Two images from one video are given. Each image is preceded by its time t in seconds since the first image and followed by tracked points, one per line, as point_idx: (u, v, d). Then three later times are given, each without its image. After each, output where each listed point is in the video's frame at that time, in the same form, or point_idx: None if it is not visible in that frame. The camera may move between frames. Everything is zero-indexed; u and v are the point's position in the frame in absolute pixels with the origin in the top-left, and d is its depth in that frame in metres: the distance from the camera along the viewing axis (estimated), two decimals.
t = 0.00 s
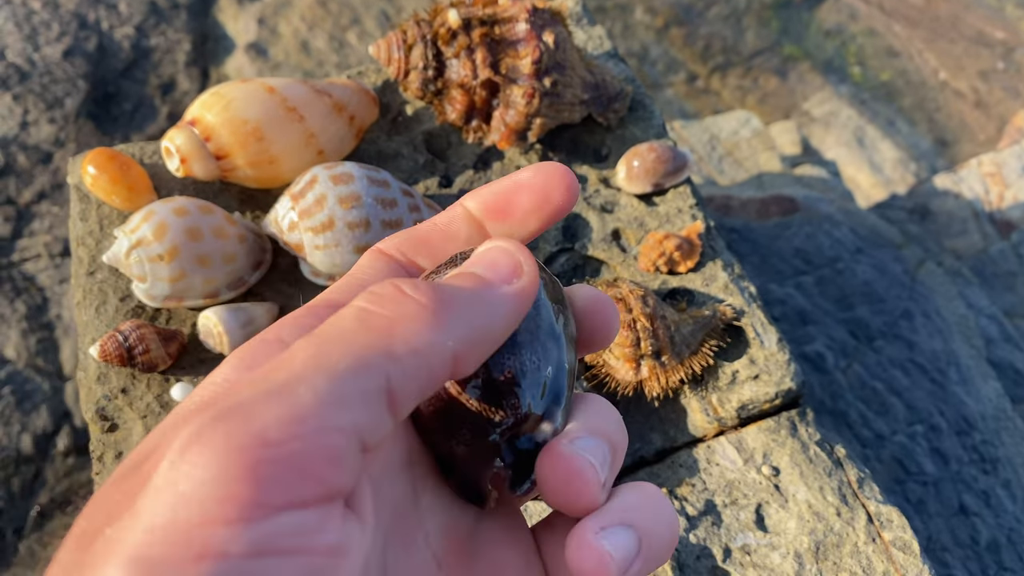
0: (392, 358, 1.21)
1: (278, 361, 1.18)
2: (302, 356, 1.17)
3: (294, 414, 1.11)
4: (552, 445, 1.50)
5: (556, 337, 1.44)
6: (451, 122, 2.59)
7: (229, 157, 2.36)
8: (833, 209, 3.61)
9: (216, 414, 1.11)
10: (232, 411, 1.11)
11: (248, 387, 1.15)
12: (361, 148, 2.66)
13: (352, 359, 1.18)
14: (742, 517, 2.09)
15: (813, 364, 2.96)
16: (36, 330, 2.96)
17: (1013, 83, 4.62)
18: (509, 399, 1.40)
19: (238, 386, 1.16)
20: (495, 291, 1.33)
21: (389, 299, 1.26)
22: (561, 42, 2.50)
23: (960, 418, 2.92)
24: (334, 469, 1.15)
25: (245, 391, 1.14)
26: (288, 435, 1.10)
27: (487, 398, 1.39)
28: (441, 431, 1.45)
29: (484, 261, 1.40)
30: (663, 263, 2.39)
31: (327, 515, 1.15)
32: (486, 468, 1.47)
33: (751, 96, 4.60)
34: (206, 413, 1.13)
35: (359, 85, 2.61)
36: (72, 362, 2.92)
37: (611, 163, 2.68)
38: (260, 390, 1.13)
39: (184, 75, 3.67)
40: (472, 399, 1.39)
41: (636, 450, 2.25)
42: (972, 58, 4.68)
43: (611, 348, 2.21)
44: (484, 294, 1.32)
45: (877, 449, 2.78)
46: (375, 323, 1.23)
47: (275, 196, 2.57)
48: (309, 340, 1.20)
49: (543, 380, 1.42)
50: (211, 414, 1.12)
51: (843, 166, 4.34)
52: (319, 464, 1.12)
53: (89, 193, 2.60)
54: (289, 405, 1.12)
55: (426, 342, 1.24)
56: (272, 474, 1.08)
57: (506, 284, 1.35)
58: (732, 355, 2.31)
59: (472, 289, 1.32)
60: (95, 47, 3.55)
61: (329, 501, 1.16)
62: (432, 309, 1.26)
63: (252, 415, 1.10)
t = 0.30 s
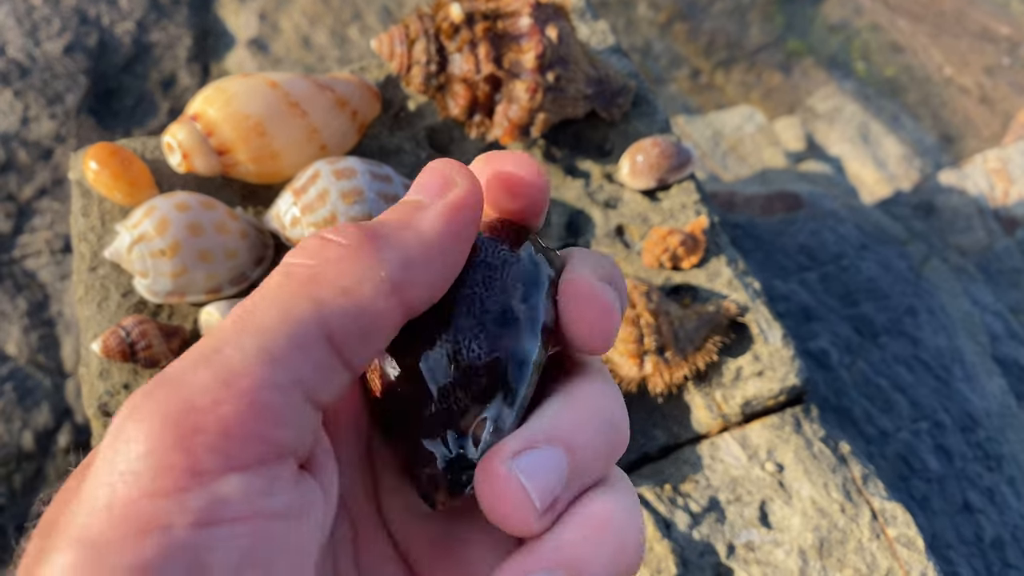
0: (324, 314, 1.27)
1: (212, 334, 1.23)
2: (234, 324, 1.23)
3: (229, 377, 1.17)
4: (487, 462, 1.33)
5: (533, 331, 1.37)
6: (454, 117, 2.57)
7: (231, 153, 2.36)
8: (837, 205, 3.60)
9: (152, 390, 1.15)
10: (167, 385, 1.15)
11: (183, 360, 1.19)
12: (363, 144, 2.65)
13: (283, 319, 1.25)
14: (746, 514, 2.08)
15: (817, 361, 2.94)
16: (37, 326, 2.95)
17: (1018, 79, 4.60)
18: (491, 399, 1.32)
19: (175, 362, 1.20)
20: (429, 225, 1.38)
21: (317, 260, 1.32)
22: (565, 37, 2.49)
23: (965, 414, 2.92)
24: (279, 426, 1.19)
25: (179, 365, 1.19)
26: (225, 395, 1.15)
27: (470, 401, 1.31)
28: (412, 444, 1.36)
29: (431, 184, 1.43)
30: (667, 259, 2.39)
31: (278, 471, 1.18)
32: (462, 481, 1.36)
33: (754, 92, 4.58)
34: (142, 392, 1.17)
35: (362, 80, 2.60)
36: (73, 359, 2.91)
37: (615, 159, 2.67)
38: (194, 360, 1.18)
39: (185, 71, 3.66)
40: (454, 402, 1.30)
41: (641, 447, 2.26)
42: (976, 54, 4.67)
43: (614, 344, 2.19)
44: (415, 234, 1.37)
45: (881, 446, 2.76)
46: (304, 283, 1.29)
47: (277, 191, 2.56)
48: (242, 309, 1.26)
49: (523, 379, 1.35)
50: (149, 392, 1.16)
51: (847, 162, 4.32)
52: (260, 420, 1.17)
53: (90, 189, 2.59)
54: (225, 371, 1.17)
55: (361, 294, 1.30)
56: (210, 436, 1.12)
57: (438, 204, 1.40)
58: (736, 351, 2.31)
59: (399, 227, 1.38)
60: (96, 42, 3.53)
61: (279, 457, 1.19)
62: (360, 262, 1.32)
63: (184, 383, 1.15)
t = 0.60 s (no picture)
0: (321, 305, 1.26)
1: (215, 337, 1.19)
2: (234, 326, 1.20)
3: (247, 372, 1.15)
4: (428, 490, 1.28)
5: (494, 336, 1.37)
6: (457, 116, 2.57)
7: (234, 151, 2.36)
8: (839, 203, 3.60)
9: (170, 399, 1.12)
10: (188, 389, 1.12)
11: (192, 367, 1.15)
12: (366, 143, 2.65)
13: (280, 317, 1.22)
14: (749, 512, 2.08)
15: (819, 360, 2.94)
16: (40, 324, 2.96)
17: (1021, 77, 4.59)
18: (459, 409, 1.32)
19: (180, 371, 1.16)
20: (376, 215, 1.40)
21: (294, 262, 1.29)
22: (567, 35, 2.49)
23: (967, 413, 2.92)
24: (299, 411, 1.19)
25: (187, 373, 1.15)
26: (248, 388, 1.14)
27: (438, 417, 1.30)
28: (386, 454, 1.34)
29: (358, 183, 1.44)
30: (670, 257, 2.39)
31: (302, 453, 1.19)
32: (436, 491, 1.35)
33: (757, 90, 4.57)
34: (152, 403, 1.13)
35: (364, 79, 2.61)
36: (75, 357, 2.91)
37: (617, 157, 2.67)
38: (206, 364, 1.15)
39: (187, 69, 3.67)
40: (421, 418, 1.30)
41: (642, 445, 2.27)
42: (979, 52, 4.66)
43: (617, 343, 2.19)
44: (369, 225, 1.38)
45: (883, 444, 2.76)
46: (293, 279, 1.27)
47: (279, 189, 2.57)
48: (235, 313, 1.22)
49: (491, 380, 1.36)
50: (161, 402, 1.11)
51: (850, 160, 4.30)
52: (282, 404, 1.17)
53: (93, 187, 2.59)
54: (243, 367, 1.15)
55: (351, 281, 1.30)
56: (242, 424, 1.11)
57: (382, 212, 1.40)
58: (739, 350, 2.31)
59: (349, 220, 1.38)
60: (98, 40, 3.54)
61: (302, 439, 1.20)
62: (336, 257, 1.31)
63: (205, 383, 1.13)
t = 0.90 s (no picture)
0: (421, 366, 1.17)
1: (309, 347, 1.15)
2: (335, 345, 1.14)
3: (310, 409, 1.08)
4: (617, 445, 1.42)
5: (617, 317, 1.40)
6: (459, 112, 2.57)
7: (236, 147, 2.36)
8: (841, 200, 3.60)
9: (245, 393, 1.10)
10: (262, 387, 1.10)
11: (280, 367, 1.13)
12: (368, 139, 2.65)
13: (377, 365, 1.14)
14: (752, 509, 2.07)
15: (822, 357, 2.93)
16: (42, 321, 2.96)
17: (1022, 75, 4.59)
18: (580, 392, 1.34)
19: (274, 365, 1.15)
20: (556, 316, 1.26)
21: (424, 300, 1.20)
22: (570, 31, 2.48)
23: (970, 410, 2.92)
24: (357, 472, 1.11)
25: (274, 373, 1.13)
26: (309, 433, 1.06)
27: (550, 387, 1.33)
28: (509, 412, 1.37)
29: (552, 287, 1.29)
30: (673, 254, 2.39)
31: (347, 518, 1.11)
32: (556, 453, 1.38)
33: (758, 87, 4.56)
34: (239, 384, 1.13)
35: (366, 75, 2.61)
36: (77, 354, 2.91)
37: (620, 153, 2.67)
38: (282, 382, 1.10)
39: (188, 67, 3.66)
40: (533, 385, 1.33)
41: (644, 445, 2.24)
42: (981, 49, 4.66)
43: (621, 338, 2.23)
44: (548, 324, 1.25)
45: (886, 441, 2.75)
46: (413, 322, 1.18)
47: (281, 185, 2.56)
48: (347, 330, 1.16)
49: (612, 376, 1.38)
50: (247, 388, 1.10)
51: (852, 158, 4.28)
52: (340, 466, 1.08)
53: (95, 184, 2.59)
54: (308, 398, 1.08)
55: (457, 358, 1.18)
56: (288, 472, 1.04)
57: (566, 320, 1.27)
58: (743, 346, 2.31)
59: (533, 301, 1.25)
60: (99, 38, 3.54)
61: (348, 502, 1.11)
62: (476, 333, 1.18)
63: (273, 405, 1.07)
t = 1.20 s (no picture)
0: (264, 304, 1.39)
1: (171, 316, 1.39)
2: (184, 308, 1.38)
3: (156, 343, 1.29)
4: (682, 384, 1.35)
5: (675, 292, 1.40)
6: (460, 112, 2.57)
7: (238, 147, 2.36)
8: (841, 199, 3.61)
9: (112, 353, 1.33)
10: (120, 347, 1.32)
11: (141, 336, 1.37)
12: (369, 139, 2.66)
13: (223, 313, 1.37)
14: (752, 507, 2.08)
15: (822, 356, 2.92)
16: (43, 321, 2.97)
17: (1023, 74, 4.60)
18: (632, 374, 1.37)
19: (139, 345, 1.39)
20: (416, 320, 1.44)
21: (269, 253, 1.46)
22: (570, 31, 2.49)
23: (970, 409, 2.94)
24: (212, 400, 1.27)
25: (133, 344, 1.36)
26: (157, 362, 1.26)
27: (601, 367, 1.37)
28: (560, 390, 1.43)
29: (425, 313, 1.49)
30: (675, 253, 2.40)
31: (221, 452, 1.24)
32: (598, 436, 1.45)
33: (759, 86, 4.57)
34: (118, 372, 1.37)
35: (367, 75, 2.61)
36: (78, 353, 2.92)
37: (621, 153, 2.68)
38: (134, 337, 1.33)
39: (189, 66, 3.65)
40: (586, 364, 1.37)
41: (644, 444, 2.25)
42: (982, 48, 4.66)
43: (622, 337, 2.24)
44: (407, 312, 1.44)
45: (886, 440, 2.75)
46: (259, 269, 1.43)
47: (283, 185, 2.57)
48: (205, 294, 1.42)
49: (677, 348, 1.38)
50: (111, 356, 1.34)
51: (853, 157, 4.28)
52: (186, 394, 1.24)
53: (96, 183, 2.60)
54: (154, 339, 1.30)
55: (297, 324, 1.38)
56: (140, 405, 1.21)
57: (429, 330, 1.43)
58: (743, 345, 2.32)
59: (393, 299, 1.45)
60: (99, 37, 3.54)
61: (223, 437, 1.26)
62: (346, 329, 1.38)
63: (127, 351, 1.28)
